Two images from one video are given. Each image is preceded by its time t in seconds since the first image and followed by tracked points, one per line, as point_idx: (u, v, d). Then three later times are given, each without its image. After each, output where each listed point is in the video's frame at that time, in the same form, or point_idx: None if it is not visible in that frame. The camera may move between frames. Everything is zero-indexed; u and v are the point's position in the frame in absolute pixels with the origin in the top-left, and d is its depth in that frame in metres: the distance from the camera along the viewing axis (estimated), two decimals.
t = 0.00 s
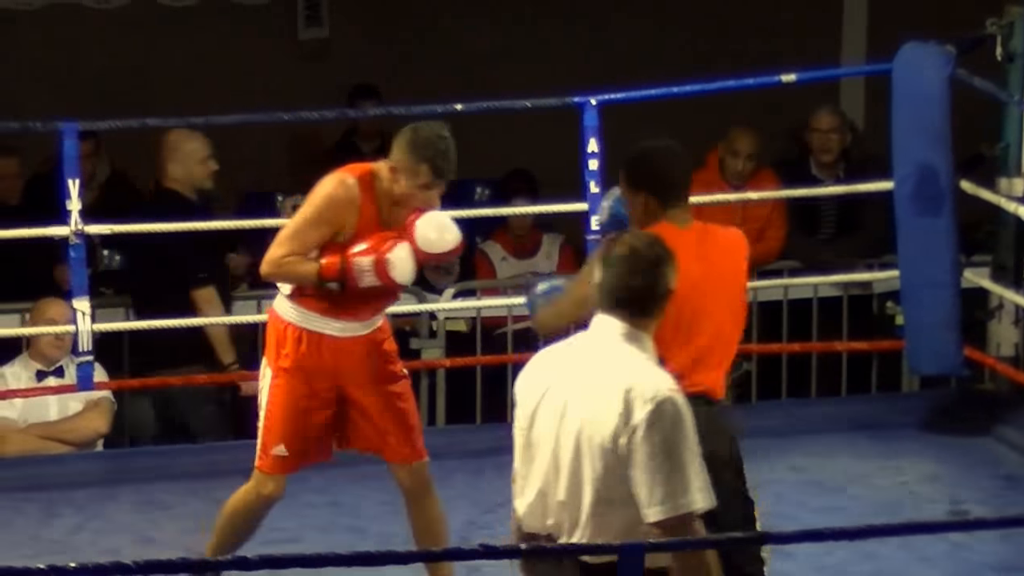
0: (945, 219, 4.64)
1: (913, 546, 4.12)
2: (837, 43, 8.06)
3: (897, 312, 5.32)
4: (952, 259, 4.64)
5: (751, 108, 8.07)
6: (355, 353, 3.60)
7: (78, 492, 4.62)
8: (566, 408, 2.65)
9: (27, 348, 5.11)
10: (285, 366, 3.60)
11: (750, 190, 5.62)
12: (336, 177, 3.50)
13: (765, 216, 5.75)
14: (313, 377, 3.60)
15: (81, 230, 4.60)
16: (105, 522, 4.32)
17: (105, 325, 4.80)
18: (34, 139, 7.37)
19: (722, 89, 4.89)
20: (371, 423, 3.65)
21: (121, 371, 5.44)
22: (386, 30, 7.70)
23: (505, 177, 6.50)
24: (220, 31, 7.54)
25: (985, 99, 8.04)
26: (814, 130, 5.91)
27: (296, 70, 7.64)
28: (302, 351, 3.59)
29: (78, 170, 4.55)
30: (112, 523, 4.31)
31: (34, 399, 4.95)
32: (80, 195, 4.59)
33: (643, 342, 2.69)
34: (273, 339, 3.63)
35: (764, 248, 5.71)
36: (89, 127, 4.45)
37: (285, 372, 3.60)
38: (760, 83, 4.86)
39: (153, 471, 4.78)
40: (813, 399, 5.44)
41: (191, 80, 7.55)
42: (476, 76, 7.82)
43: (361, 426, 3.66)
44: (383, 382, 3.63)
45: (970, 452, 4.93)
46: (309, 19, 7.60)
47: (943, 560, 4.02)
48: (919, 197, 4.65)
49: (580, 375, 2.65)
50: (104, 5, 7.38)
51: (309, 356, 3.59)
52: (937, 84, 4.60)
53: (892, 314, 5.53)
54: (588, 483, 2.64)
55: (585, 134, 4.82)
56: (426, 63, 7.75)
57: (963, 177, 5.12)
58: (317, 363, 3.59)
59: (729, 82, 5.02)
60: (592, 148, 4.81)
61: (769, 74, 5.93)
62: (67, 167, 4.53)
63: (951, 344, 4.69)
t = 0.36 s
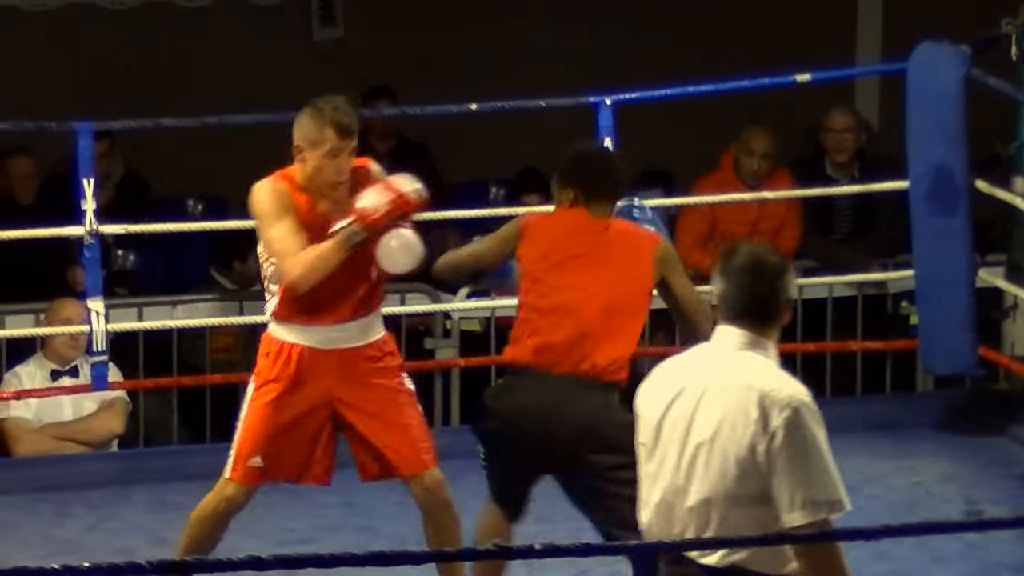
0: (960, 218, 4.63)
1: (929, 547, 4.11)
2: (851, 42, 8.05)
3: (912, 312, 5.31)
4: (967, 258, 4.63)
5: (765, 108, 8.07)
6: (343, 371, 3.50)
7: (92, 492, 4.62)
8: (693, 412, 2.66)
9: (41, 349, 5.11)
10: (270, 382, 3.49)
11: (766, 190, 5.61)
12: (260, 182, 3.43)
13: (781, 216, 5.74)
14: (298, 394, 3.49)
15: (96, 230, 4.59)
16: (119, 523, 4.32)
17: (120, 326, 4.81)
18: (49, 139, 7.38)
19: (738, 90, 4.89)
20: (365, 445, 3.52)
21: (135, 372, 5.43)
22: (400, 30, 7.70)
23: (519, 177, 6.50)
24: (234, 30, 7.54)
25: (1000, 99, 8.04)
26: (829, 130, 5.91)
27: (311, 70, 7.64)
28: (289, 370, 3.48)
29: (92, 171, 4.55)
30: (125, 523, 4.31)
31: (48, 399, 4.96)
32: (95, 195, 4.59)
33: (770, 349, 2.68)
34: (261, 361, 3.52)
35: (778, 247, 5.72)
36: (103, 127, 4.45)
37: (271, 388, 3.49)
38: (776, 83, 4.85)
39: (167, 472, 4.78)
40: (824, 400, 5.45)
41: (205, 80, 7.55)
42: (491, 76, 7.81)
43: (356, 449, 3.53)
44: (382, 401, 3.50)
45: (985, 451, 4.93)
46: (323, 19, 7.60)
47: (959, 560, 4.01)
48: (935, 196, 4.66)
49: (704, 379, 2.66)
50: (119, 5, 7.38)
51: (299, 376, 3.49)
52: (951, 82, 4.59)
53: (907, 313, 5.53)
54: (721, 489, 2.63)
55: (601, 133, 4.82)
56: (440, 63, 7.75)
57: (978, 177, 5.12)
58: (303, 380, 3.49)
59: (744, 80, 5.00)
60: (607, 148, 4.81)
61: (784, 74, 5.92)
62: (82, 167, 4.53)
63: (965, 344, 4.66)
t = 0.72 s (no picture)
0: (976, 219, 4.63)
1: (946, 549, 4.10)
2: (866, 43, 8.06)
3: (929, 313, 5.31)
4: (983, 260, 4.62)
5: (779, 108, 8.07)
6: (307, 349, 3.59)
7: (108, 492, 4.62)
8: (824, 398, 2.62)
9: (57, 349, 5.11)
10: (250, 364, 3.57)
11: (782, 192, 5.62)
12: (195, 173, 3.62)
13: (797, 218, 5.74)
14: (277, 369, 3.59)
15: (112, 232, 4.59)
16: (135, 524, 4.32)
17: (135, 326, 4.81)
18: (65, 141, 7.38)
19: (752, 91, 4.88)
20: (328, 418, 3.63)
21: (150, 373, 5.43)
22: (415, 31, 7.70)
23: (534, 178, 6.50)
24: (249, 31, 7.54)
25: (1016, 100, 8.04)
26: (843, 131, 5.91)
27: (325, 70, 7.64)
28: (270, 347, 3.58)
29: (108, 172, 4.55)
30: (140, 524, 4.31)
31: (65, 401, 4.94)
32: (111, 197, 4.59)
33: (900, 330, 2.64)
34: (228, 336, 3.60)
35: (793, 250, 5.71)
36: (118, 128, 4.45)
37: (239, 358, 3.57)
38: (790, 84, 4.85)
39: (183, 472, 4.78)
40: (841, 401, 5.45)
41: (220, 82, 7.55)
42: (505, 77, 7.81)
43: (317, 417, 3.63)
44: (339, 365, 3.60)
45: (1001, 453, 4.92)
46: (338, 20, 7.61)
47: (977, 562, 4.00)
48: (951, 197, 4.66)
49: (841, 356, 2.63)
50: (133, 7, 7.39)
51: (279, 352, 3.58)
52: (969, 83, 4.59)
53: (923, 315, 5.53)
54: (855, 472, 2.58)
55: (615, 135, 4.82)
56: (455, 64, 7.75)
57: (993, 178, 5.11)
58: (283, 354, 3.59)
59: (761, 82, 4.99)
60: (621, 149, 4.81)
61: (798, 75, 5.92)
62: (97, 169, 4.53)
63: (981, 346, 4.62)
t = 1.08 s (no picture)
0: (1015, 222, 4.59)
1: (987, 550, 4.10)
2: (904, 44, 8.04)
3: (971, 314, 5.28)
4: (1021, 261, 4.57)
5: (818, 109, 8.06)
6: (326, 328, 3.69)
7: (148, 494, 4.63)
8: (1007, 405, 2.61)
9: (98, 351, 5.12)
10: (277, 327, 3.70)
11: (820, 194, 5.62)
12: (282, 135, 3.65)
13: (835, 218, 5.75)
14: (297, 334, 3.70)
15: (152, 234, 4.58)
16: (177, 526, 4.33)
17: (174, 329, 4.82)
18: (104, 144, 7.40)
19: (791, 92, 4.87)
20: (341, 397, 3.72)
21: (190, 374, 5.44)
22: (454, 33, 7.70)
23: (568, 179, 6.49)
24: (288, 34, 7.55)
25: None
26: (882, 132, 5.89)
27: (364, 72, 7.65)
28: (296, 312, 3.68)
29: (149, 175, 4.55)
30: (183, 526, 4.32)
31: (105, 402, 4.96)
32: (151, 200, 4.58)
33: None
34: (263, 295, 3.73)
35: (832, 251, 5.73)
36: (158, 131, 4.45)
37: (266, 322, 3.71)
38: (830, 85, 4.84)
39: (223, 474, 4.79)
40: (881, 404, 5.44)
41: (260, 84, 7.56)
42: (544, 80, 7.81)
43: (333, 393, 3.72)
44: (357, 341, 3.70)
45: None
46: (377, 22, 7.63)
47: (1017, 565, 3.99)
48: (991, 200, 4.62)
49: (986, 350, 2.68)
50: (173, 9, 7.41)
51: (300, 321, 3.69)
52: (1008, 83, 4.55)
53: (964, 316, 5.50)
54: None
55: (654, 137, 4.81)
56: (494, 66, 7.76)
57: None
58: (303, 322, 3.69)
59: (803, 83, 4.97)
60: (660, 151, 4.80)
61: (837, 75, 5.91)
62: (137, 172, 4.53)
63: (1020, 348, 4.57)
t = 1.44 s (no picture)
0: None
1: (1015, 556, 4.09)
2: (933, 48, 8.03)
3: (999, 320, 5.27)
4: None
5: (847, 114, 8.06)
6: (341, 344, 3.74)
7: (177, 499, 4.63)
8: None
9: (127, 355, 5.13)
10: (279, 340, 3.76)
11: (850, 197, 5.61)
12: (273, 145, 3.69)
13: (864, 222, 5.78)
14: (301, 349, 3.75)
15: (180, 238, 4.58)
16: (205, 530, 4.33)
17: (202, 332, 4.83)
18: (133, 148, 7.42)
19: (821, 97, 4.86)
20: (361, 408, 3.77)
21: (218, 377, 5.45)
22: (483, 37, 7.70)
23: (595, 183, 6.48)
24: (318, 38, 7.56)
25: None
26: (911, 136, 5.88)
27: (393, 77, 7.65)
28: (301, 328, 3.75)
29: (178, 179, 4.55)
30: (212, 530, 4.32)
31: (134, 405, 4.98)
32: (180, 204, 4.59)
33: None
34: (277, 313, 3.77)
35: (860, 257, 5.77)
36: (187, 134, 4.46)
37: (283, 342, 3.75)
38: (859, 90, 4.83)
39: (251, 478, 4.80)
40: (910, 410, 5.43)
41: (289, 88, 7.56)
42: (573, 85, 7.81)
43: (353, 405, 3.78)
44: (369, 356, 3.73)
45: None
46: (406, 26, 7.65)
47: None
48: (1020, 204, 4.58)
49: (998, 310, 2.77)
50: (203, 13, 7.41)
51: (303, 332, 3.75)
52: None
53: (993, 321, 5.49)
54: None
55: (683, 141, 4.81)
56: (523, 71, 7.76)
57: None
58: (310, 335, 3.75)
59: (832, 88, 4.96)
60: (689, 155, 4.80)
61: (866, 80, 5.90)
62: (166, 176, 4.54)
63: None
